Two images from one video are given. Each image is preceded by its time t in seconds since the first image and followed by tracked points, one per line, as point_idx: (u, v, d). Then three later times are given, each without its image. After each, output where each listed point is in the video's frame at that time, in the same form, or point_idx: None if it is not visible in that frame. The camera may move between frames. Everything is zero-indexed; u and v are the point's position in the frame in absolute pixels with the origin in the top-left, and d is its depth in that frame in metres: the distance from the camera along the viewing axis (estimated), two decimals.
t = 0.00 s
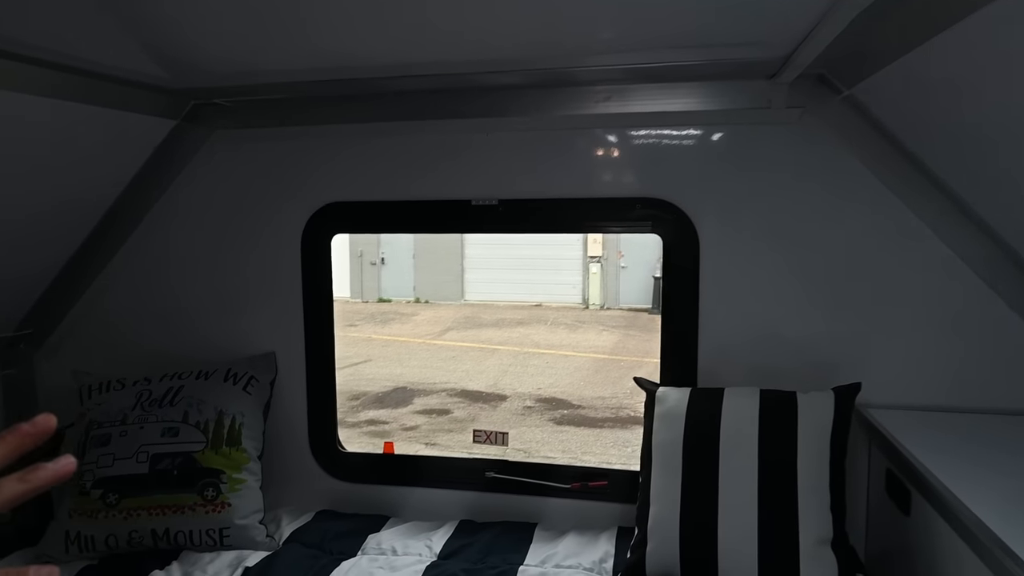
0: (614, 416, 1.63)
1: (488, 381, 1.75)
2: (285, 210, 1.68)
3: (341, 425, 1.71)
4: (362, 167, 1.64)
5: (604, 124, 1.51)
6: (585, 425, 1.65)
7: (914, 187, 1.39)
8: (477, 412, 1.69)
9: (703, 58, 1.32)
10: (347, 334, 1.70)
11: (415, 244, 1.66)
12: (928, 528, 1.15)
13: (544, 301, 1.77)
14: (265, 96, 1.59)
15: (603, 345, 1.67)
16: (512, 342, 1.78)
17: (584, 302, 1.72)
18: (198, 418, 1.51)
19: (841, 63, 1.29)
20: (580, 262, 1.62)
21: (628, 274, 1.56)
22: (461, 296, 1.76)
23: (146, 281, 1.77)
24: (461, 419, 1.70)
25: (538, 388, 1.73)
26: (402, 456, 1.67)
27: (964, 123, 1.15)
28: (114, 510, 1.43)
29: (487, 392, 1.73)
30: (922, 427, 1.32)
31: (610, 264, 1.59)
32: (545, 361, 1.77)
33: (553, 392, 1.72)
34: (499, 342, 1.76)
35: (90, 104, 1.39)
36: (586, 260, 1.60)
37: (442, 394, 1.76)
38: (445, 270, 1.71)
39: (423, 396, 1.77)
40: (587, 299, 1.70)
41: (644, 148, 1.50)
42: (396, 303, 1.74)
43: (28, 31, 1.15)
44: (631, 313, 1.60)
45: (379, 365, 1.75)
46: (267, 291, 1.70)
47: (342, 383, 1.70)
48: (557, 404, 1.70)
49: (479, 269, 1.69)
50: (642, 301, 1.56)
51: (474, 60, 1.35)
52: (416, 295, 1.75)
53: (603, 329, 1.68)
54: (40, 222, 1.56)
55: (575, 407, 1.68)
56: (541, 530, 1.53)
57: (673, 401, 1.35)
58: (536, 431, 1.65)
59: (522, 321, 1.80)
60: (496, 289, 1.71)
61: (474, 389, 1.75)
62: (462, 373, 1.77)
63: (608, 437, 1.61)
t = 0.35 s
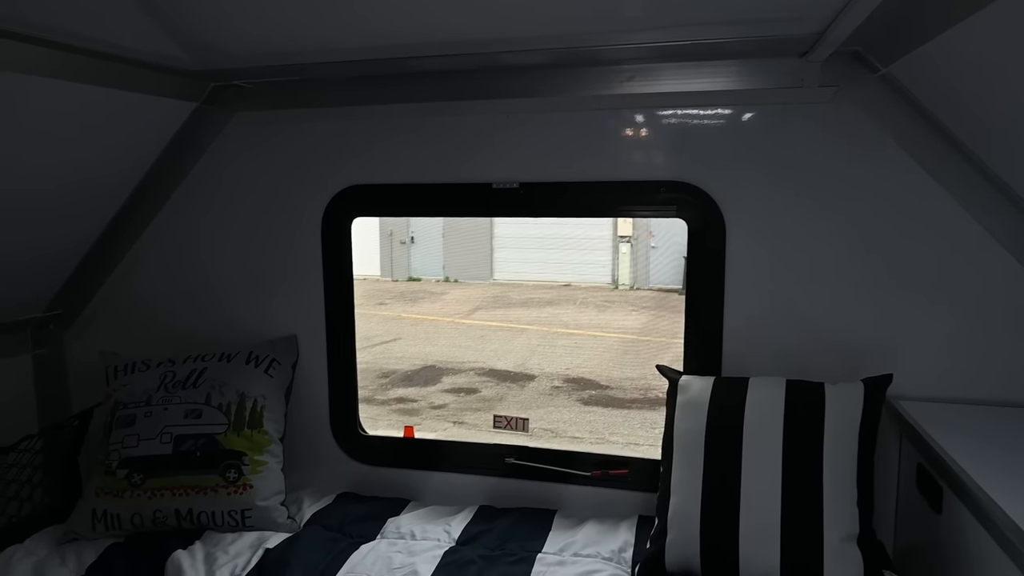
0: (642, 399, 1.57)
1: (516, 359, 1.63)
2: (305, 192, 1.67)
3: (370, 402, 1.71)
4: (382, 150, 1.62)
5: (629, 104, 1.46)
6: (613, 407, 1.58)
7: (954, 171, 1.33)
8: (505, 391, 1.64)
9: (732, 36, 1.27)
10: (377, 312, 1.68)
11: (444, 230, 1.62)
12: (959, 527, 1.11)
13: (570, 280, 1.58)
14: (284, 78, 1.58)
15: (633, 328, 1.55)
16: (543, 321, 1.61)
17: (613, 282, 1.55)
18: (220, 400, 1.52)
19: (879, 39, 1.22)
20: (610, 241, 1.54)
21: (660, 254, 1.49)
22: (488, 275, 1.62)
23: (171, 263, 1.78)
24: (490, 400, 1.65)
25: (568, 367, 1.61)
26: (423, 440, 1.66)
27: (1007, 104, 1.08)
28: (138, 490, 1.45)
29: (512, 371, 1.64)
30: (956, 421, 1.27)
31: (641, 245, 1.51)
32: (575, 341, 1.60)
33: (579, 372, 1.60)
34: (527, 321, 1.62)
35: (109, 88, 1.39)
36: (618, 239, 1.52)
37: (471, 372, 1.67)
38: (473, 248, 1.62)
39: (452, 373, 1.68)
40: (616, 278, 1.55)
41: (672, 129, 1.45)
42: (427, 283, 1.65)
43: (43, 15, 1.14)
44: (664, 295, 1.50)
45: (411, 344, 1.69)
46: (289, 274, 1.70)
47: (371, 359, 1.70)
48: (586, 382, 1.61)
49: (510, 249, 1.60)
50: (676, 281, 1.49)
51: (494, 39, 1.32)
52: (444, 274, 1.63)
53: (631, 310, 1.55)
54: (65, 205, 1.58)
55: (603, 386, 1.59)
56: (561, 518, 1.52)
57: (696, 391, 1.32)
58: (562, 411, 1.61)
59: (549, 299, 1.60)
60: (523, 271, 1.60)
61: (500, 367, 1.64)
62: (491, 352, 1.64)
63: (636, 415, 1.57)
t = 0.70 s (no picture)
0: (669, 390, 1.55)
1: (546, 349, 1.63)
2: (335, 187, 1.70)
3: (401, 388, 1.72)
4: (411, 145, 1.63)
5: (659, 99, 1.45)
6: (645, 397, 1.57)
7: (992, 168, 1.29)
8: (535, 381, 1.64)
9: (764, 30, 1.25)
10: (409, 300, 1.70)
11: (475, 223, 1.63)
12: (989, 532, 1.10)
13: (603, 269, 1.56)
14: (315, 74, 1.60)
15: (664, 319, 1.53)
16: (572, 310, 1.60)
17: (645, 271, 1.52)
18: (253, 391, 1.56)
19: (916, 33, 1.19)
20: (641, 230, 1.52)
21: (694, 242, 1.47)
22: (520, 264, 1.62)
23: (206, 256, 1.83)
24: (521, 388, 1.65)
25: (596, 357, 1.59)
26: (449, 432, 1.69)
27: None
28: (175, 477, 1.50)
29: (543, 360, 1.64)
30: (988, 424, 1.25)
31: (674, 234, 1.49)
32: (603, 332, 1.58)
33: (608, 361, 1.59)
34: (557, 311, 1.61)
35: (147, 85, 1.42)
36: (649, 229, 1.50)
37: (501, 360, 1.66)
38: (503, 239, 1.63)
39: (483, 362, 1.68)
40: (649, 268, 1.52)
41: (705, 122, 1.44)
42: (458, 271, 1.66)
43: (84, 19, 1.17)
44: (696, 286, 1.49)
45: (442, 332, 1.69)
46: (319, 267, 1.73)
47: (403, 346, 1.71)
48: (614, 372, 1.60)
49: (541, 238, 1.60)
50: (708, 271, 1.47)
51: (524, 35, 1.32)
52: (476, 262, 1.64)
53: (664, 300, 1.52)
54: (104, 200, 1.62)
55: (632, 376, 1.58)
56: (585, 512, 1.53)
57: (721, 389, 1.32)
58: (592, 401, 1.61)
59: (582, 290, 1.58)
60: (554, 260, 1.60)
61: (532, 356, 1.64)
62: (523, 340, 1.64)
63: (666, 406, 1.55)
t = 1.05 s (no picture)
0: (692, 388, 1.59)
1: (568, 348, 1.75)
2: (357, 185, 1.74)
3: (424, 385, 1.77)
4: (430, 142, 1.67)
5: (675, 97, 1.47)
6: (665, 395, 1.62)
7: (1008, 165, 1.29)
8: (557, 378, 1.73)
9: (780, 27, 1.26)
10: (435, 298, 1.74)
11: (499, 218, 1.67)
12: (1000, 527, 1.10)
13: (628, 268, 1.66)
14: (338, 74, 1.64)
15: (687, 317, 1.55)
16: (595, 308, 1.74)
17: (669, 271, 1.59)
18: (277, 382, 1.61)
19: (930, 31, 1.20)
20: (665, 228, 1.55)
21: (718, 241, 1.49)
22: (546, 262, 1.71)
23: (232, 251, 1.88)
24: (542, 384, 1.74)
25: (617, 354, 1.71)
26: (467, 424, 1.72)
27: None
28: (202, 463, 1.55)
29: (566, 358, 1.74)
30: (1003, 420, 1.25)
31: (698, 232, 1.52)
32: (626, 330, 1.71)
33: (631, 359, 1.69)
34: (583, 310, 1.78)
35: (177, 85, 1.46)
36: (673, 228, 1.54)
37: (524, 358, 1.79)
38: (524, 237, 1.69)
39: (505, 359, 1.81)
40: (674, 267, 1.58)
41: (728, 118, 1.45)
42: (481, 269, 1.72)
43: (120, 24, 1.22)
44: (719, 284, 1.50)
45: (465, 330, 1.81)
46: (341, 262, 1.78)
47: (427, 344, 1.78)
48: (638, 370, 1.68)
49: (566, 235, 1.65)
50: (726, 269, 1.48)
51: (543, 34, 1.34)
52: (500, 261, 1.70)
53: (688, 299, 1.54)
54: (136, 196, 1.68)
55: (655, 376, 1.64)
56: (599, 503, 1.56)
57: (733, 383, 1.34)
58: (614, 399, 1.66)
59: (606, 288, 1.70)
60: (577, 255, 1.67)
61: (554, 354, 1.76)
62: (545, 338, 1.79)
63: (689, 407, 1.59)
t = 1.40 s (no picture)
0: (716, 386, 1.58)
1: (592, 345, 1.73)
2: (377, 181, 1.77)
3: (447, 382, 1.80)
4: (449, 138, 1.70)
5: (692, 92, 1.48)
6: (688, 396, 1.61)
7: None
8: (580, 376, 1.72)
9: (794, 23, 1.26)
10: (458, 296, 1.78)
11: (522, 215, 1.69)
12: (1012, 522, 1.10)
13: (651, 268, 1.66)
14: (360, 72, 1.67)
15: (709, 317, 1.56)
16: (618, 309, 1.71)
17: (693, 270, 1.58)
18: (299, 373, 1.65)
19: (946, 25, 1.20)
20: (691, 228, 1.55)
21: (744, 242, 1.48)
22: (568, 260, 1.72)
23: (256, 245, 1.92)
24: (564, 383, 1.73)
25: (641, 354, 1.68)
26: (484, 416, 1.75)
27: None
28: (225, 450, 1.60)
29: (589, 358, 1.73)
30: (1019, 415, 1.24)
31: (723, 233, 1.51)
32: (649, 330, 1.67)
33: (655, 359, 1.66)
34: (603, 309, 1.73)
35: (204, 84, 1.51)
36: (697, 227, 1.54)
37: (546, 357, 1.77)
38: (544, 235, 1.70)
39: (527, 358, 1.79)
40: (698, 267, 1.56)
41: (752, 115, 1.45)
42: (504, 268, 1.75)
43: (151, 25, 1.26)
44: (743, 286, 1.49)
45: (490, 327, 1.80)
46: (362, 256, 1.81)
47: (449, 343, 1.80)
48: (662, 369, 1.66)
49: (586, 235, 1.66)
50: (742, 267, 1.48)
51: (558, 31, 1.36)
52: (522, 260, 1.72)
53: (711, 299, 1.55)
54: (164, 192, 1.73)
55: (679, 376, 1.63)
56: (613, 495, 1.57)
57: (747, 376, 1.35)
58: (636, 399, 1.66)
59: (628, 288, 1.70)
60: (600, 256, 1.68)
61: (579, 353, 1.74)
62: (567, 337, 1.76)
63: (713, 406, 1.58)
